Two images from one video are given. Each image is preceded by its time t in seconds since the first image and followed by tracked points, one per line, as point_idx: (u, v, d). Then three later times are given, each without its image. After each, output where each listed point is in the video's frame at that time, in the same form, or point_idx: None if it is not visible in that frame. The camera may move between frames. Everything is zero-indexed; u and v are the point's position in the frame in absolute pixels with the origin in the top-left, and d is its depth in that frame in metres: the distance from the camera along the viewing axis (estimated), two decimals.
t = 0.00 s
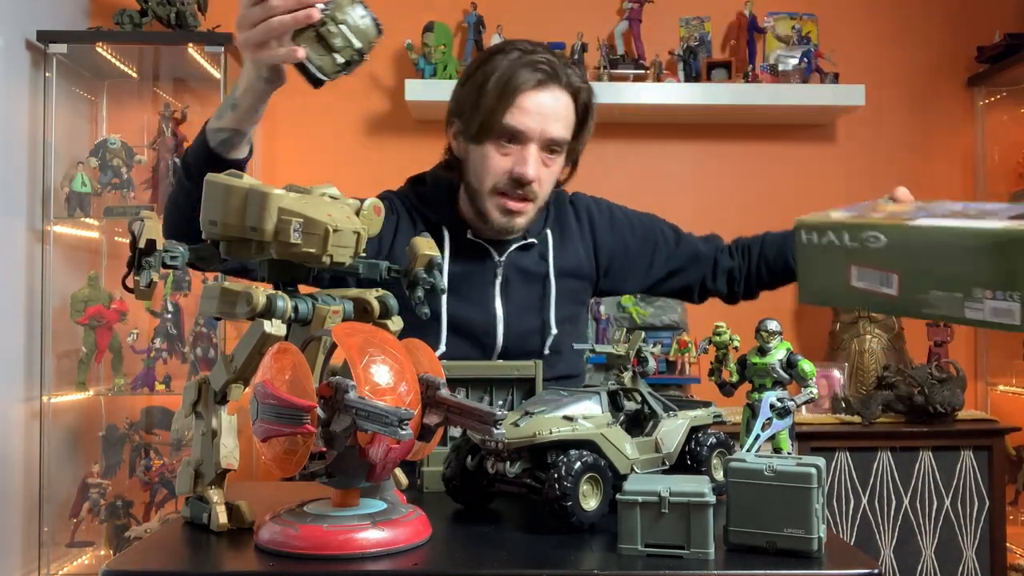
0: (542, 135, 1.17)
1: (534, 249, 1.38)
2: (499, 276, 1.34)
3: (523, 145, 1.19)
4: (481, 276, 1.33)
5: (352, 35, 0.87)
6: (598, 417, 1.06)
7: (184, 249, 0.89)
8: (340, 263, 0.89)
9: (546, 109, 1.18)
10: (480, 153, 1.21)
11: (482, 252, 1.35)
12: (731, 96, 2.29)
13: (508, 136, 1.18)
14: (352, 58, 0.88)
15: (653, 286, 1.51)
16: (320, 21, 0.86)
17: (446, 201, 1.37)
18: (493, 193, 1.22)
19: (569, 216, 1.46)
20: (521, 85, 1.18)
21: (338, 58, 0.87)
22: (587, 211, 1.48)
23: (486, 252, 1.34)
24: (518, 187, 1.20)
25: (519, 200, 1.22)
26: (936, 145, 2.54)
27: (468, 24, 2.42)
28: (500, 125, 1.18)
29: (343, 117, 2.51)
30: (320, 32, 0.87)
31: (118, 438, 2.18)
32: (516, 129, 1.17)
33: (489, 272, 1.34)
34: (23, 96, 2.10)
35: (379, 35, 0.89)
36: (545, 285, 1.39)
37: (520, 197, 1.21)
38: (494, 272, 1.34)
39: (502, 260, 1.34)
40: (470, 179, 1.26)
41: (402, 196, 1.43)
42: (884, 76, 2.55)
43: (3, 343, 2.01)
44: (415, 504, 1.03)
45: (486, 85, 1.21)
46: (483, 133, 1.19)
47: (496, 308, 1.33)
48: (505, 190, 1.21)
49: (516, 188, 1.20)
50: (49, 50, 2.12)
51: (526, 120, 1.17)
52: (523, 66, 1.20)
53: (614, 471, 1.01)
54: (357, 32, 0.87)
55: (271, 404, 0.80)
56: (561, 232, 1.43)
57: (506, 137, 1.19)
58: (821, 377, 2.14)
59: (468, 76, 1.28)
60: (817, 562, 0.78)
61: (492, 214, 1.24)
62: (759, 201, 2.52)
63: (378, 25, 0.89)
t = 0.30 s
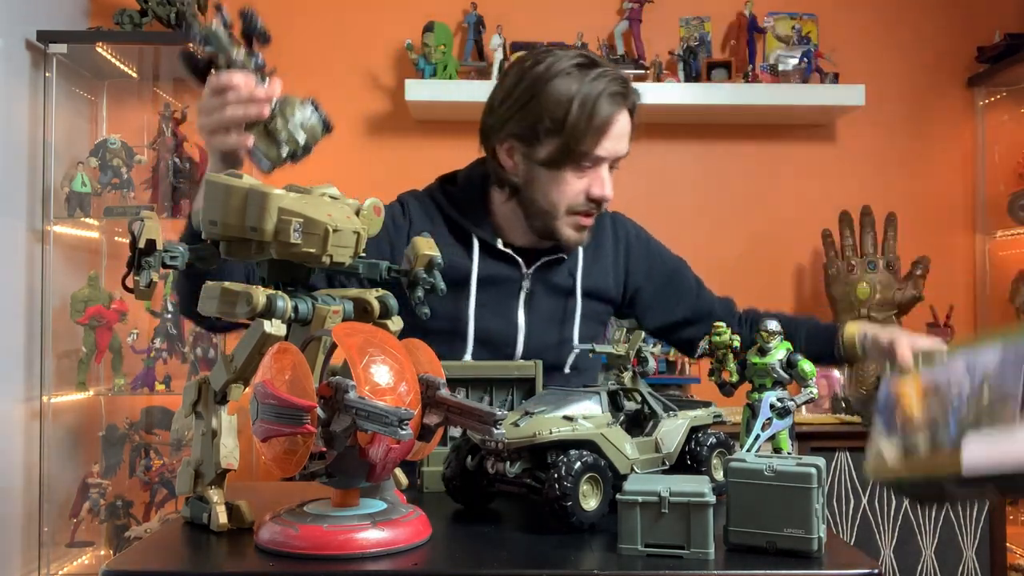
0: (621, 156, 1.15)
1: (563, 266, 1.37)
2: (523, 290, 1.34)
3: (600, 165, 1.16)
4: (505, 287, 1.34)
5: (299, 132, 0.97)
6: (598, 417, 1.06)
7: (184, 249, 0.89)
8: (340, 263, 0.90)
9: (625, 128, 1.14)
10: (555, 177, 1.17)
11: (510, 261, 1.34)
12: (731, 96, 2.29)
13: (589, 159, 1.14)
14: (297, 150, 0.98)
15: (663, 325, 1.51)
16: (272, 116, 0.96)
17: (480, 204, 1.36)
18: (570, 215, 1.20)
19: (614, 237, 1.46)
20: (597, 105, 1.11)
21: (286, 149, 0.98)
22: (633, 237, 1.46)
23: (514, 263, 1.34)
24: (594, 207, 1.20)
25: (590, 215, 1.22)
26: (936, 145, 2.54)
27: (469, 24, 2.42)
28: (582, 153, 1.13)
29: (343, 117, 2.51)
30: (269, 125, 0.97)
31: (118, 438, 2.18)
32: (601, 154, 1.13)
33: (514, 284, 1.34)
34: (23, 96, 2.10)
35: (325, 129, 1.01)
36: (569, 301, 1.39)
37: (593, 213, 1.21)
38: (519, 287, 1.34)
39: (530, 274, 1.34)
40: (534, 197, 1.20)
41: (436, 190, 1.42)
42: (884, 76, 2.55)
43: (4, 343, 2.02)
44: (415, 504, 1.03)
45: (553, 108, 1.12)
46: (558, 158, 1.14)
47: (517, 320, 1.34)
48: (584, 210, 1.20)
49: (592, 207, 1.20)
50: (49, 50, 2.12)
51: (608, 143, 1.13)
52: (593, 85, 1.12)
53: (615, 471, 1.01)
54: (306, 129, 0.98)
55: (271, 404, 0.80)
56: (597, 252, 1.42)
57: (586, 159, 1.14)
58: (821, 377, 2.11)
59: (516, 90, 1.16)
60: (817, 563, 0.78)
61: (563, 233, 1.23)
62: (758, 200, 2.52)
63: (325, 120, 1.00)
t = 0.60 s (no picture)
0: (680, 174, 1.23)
1: (600, 311, 1.46)
2: (553, 325, 1.47)
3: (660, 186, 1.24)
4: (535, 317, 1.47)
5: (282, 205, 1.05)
6: (598, 417, 1.06)
7: (184, 249, 0.90)
8: (340, 263, 0.90)
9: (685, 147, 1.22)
10: (616, 197, 1.25)
11: (545, 295, 1.47)
12: (731, 96, 2.29)
13: (650, 179, 1.22)
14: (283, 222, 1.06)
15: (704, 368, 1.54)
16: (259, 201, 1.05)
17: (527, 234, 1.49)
18: (629, 236, 1.29)
19: (660, 281, 1.52)
20: (660, 124, 1.19)
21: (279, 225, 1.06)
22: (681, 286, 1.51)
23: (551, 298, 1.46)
24: (652, 225, 1.28)
25: (649, 236, 1.30)
26: (935, 145, 2.54)
27: (468, 24, 2.42)
28: (644, 171, 1.20)
29: (342, 117, 2.51)
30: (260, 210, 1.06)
31: (118, 438, 2.18)
32: (661, 173, 1.21)
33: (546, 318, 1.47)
34: (23, 97, 2.10)
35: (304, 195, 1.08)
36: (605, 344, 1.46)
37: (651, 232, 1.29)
38: (550, 321, 1.47)
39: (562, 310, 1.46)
40: (594, 216, 1.29)
41: (497, 207, 1.55)
42: (884, 76, 2.55)
43: (4, 344, 2.02)
44: (415, 504, 1.03)
45: (614, 125, 1.21)
46: (619, 177, 1.22)
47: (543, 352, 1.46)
48: (643, 231, 1.29)
49: (652, 226, 1.29)
50: (49, 50, 2.13)
51: (669, 160, 1.20)
52: (655, 101, 1.19)
53: (615, 471, 1.01)
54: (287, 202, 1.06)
55: (271, 404, 0.80)
56: (643, 298, 1.49)
57: (647, 178, 1.22)
58: (821, 377, 2.13)
59: (578, 107, 1.25)
60: (817, 562, 0.78)
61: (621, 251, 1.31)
62: (758, 200, 2.52)
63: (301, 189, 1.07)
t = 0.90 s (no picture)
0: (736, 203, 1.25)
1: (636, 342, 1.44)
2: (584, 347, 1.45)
3: (716, 216, 1.26)
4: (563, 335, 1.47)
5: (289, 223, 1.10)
6: (598, 417, 1.06)
7: (183, 249, 0.91)
8: (341, 263, 0.89)
9: (743, 177, 1.25)
10: (672, 224, 1.29)
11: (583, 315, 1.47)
12: (732, 96, 2.29)
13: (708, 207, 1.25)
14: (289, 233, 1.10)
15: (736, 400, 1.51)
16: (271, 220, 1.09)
17: (578, 252, 1.50)
18: (683, 265, 1.30)
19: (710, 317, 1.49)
20: (720, 151, 1.22)
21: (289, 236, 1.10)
22: (736, 327, 1.46)
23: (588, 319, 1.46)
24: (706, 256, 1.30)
25: (702, 267, 1.32)
26: (935, 145, 2.54)
27: (469, 24, 2.42)
28: (700, 200, 1.24)
29: (342, 117, 2.51)
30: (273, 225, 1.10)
31: (117, 438, 2.17)
32: (718, 201, 1.24)
33: (579, 337, 1.47)
34: (23, 97, 2.10)
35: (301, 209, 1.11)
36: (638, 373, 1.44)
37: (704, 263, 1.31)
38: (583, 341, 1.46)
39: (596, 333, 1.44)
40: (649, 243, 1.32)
41: (553, 217, 1.57)
42: (884, 77, 2.55)
43: (3, 344, 2.02)
44: (415, 504, 1.03)
45: (674, 150, 1.25)
46: (676, 203, 1.26)
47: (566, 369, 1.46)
48: (698, 261, 1.30)
49: (705, 257, 1.30)
50: (49, 50, 2.13)
51: (727, 189, 1.23)
52: (716, 130, 1.24)
53: (615, 471, 1.01)
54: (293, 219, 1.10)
55: (271, 404, 0.80)
56: (689, 331, 1.47)
57: (704, 206, 1.25)
58: (821, 377, 2.12)
59: (638, 132, 1.31)
60: (817, 563, 0.78)
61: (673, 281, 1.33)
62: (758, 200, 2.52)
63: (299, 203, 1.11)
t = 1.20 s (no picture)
0: (714, 180, 1.20)
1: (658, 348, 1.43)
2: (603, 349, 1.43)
3: (697, 195, 1.22)
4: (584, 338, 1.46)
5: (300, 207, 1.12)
6: (598, 417, 1.06)
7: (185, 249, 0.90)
8: (340, 263, 0.89)
9: (717, 154, 1.20)
10: (654, 209, 1.26)
11: (605, 318, 1.47)
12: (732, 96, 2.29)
13: (680, 187, 1.22)
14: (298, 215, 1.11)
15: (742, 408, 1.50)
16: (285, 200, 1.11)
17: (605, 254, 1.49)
18: (669, 251, 1.24)
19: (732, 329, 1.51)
20: (687, 129, 1.22)
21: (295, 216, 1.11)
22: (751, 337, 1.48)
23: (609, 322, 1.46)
24: (694, 240, 1.22)
25: (696, 255, 1.23)
26: (935, 145, 2.54)
27: (468, 24, 2.42)
28: (670, 177, 1.22)
29: (342, 117, 2.51)
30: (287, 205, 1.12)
31: (117, 438, 2.17)
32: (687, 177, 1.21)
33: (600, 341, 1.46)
34: (23, 97, 2.10)
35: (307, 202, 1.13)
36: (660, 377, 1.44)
37: (696, 250, 1.23)
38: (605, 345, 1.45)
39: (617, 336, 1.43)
40: (642, 236, 1.30)
41: (579, 218, 1.56)
42: (884, 77, 2.55)
43: (3, 345, 2.02)
44: (415, 504, 1.03)
45: (648, 139, 1.29)
46: (651, 187, 1.25)
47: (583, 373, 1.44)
48: (683, 246, 1.23)
49: (693, 242, 1.23)
50: (49, 50, 2.12)
51: (696, 165, 1.20)
52: (684, 112, 1.25)
53: (615, 471, 1.01)
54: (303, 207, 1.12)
55: (271, 404, 0.80)
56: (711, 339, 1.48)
57: (677, 187, 1.23)
58: (821, 377, 2.13)
59: (631, 135, 1.36)
60: (817, 562, 0.78)
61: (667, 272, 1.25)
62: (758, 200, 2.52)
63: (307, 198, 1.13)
